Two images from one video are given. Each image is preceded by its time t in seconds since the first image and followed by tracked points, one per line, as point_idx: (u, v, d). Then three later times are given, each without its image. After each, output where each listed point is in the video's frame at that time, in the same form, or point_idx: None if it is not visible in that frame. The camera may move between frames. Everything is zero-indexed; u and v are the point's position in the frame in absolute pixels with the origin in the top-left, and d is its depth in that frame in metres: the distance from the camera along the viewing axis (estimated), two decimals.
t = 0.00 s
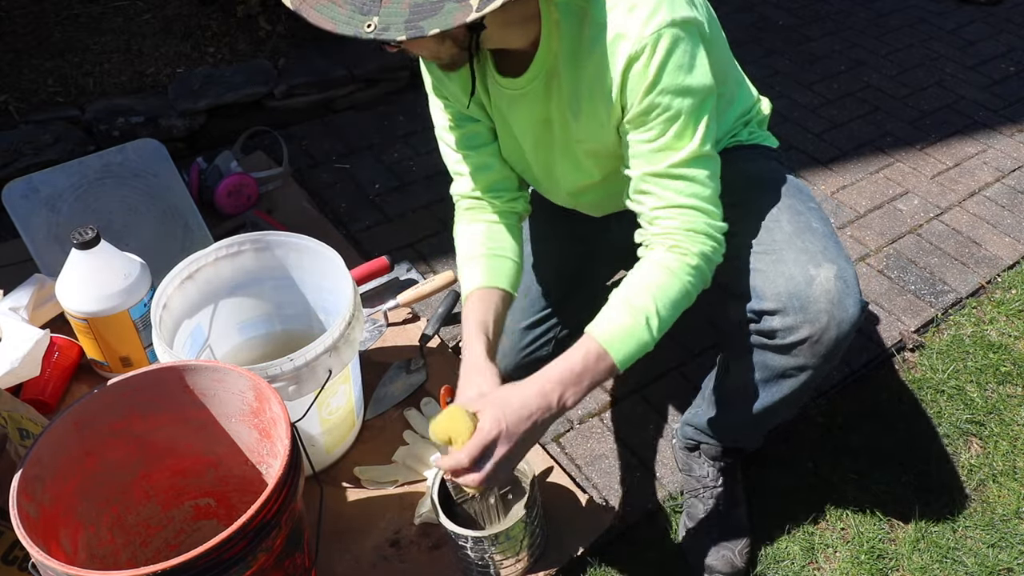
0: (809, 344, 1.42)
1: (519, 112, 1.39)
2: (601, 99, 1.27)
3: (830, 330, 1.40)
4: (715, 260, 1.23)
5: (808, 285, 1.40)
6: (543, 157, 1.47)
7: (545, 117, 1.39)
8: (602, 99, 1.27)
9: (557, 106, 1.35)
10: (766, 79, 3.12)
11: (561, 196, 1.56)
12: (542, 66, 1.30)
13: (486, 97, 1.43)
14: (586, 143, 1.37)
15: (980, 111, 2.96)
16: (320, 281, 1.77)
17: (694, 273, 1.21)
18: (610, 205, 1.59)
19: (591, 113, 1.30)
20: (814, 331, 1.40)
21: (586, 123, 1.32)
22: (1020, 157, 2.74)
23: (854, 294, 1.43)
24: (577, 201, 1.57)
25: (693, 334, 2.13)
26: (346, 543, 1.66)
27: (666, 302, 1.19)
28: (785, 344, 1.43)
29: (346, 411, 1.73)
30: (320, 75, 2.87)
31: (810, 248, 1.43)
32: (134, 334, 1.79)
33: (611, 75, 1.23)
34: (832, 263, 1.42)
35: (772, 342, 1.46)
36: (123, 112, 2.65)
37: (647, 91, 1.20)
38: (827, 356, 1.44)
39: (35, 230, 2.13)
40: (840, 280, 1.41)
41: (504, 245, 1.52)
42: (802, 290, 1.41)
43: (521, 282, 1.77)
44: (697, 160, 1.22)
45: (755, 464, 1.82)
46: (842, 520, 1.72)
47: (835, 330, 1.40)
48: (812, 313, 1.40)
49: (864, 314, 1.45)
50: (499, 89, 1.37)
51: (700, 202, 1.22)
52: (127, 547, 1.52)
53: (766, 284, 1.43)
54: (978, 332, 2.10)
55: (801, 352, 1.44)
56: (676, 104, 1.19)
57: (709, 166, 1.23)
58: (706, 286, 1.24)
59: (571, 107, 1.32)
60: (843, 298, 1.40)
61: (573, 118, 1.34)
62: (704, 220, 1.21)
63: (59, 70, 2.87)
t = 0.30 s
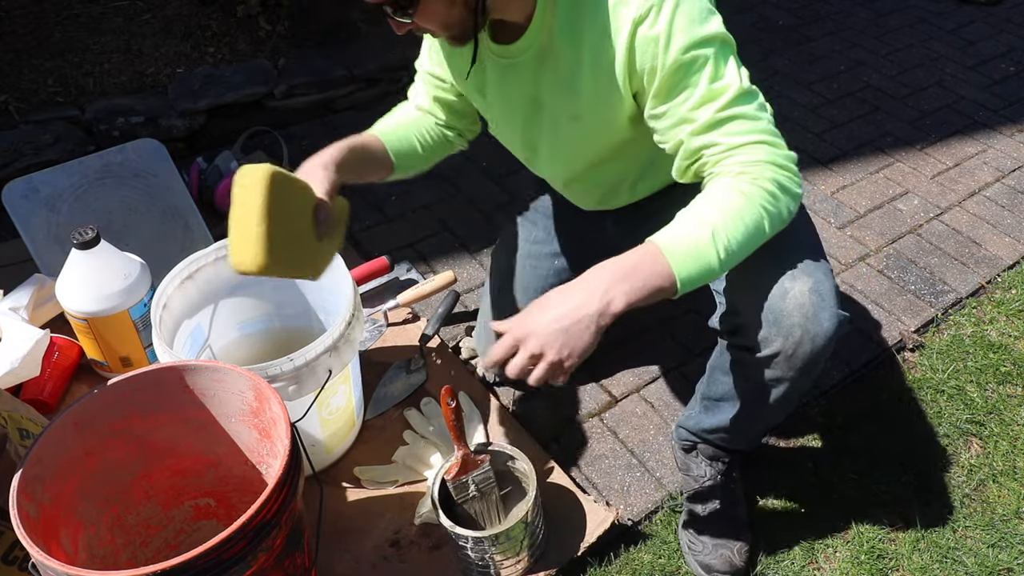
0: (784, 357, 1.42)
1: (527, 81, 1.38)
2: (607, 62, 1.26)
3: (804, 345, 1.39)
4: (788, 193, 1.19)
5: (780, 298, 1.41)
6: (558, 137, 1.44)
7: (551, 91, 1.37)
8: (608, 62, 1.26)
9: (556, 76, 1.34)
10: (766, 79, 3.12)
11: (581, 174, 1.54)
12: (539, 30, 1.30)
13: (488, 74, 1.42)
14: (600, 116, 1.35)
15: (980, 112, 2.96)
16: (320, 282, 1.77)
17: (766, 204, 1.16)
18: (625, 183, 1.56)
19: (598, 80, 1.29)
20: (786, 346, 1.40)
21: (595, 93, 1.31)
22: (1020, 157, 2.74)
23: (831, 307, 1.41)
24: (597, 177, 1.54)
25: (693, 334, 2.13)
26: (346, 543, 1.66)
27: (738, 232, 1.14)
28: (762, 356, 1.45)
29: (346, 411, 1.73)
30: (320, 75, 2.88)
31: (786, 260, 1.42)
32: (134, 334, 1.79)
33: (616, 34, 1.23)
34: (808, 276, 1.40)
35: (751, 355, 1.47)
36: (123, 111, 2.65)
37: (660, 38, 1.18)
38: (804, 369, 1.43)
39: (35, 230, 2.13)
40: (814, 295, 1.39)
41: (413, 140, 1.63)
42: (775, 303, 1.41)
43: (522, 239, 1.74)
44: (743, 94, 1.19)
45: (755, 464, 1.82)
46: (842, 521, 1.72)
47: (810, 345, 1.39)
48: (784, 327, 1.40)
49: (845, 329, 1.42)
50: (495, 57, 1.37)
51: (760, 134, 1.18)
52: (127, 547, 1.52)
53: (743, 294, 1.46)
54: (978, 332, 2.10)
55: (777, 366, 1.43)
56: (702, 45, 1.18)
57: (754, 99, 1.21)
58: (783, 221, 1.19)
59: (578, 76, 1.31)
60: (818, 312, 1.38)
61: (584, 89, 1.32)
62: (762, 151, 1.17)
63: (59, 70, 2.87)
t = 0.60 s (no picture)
0: (784, 349, 1.46)
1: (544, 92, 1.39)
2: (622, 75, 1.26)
3: (804, 336, 1.44)
4: (784, 212, 1.24)
5: (780, 291, 1.43)
6: (566, 141, 1.45)
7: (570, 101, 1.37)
8: (623, 72, 1.26)
9: (570, 82, 1.34)
10: (766, 79, 3.12)
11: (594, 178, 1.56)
12: (553, 35, 1.30)
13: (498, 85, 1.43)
14: (611, 122, 1.35)
15: (980, 112, 2.96)
16: (320, 282, 1.77)
17: (760, 226, 1.23)
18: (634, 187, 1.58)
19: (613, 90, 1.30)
20: (786, 338, 1.44)
21: (608, 102, 1.31)
22: (1020, 157, 2.74)
23: (828, 298, 1.45)
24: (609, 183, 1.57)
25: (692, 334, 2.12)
26: (346, 543, 1.66)
27: (730, 260, 1.23)
28: (762, 348, 1.48)
29: (346, 411, 1.73)
30: (320, 75, 2.88)
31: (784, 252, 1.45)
32: (134, 334, 1.79)
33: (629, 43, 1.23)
34: (806, 268, 1.44)
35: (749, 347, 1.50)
36: (123, 112, 2.65)
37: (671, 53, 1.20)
38: (803, 360, 1.47)
39: (35, 230, 2.13)
40: (814, 286, 1.43)
41: (385, 114, 1.68)
42: (775, 296, 1.44)
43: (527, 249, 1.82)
44: (749, 107, 1.21)
45: (755, 464, 1.82)
46: (842, 520, 1.72)
47: (809, 336, 1.44)
48: (785, 319, 1.43)
49: (840, 319, 1.47)
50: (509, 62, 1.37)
51: (763, 150, 1.21)
52: (127, 547, 1.52)
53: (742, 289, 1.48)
54: (978, 332, 2.10)
55: (777, 357, 1.47)
56: (710, 60, 1.20)
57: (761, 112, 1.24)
58: (779, 241, 1.25)
59: (595, 86, 1.32)
60: (817, 304, 1.43)
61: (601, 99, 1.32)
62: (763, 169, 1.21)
63: (59, 70, 2.87)
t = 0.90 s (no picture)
0: (784, 345, 1.46)
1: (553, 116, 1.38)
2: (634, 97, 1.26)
3: (803, 331, 1.44)
4: (734, 271, 1.26)
5: (779, 287, 1.45)
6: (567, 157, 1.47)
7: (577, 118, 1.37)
8: (634, 97, 1.26)
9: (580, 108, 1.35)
10: (766, 79, 3.12)
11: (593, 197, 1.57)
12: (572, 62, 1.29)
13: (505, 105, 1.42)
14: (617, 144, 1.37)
15: (980, 111, 2.96)
16: (320, 281, 1.76)
17: (713, 284, 1.25)
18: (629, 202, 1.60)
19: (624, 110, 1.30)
20: (786, 333, 1.45)
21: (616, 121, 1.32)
22: (1020, 157, 2.74)
23: (828, 295, 1.46)
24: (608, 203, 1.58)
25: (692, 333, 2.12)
26: (346, 543, 1.66)
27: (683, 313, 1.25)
28: (762, 345, 1.48)
29: (346, 411, 1.73)
30: (320, 75, 2.88)
31: (783, 250, 1.48)
32: (134, 334, 1.79)
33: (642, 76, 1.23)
34: (804, 265, 1.46)
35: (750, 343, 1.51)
36: (123, 111, 2.65)
37: (681, 83, 1.20)
38: (802, 357, 1.48)
39: (35, 230, 2.12)
40: (812, 282, 1.45)
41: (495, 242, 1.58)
42: (773, 292, 1.46)
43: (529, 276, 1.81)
44: (727, 159, 1.23)
45: (755, 464, 1.82)
46: (842, 520, 1.71)
47: (809, 331, 1.45)
48: (784, 315, 1.44)
49: (839, 316, 1.48)
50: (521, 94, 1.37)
51: (730, 208, 1.23)
52: (127, 547, 1.52)
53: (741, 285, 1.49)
54: (978, 332, 2.10)
55: (777, 353, 1.48)
56: (706, 108, 1.20)
57: (742, 166, 1.25)
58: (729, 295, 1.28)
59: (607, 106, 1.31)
60: (815, 300, 1.44)
61: (610, 118, 1.32)
62: (729, 225, 1.23)
63: (59, 70, 2.87)
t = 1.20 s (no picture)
0: (794, 340, 1.48)
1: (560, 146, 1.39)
2: (653, 142, 1.29)
3: (814, 326, 1.46)
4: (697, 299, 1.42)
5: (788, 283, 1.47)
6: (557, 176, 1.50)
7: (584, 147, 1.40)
8: (654, 144, 1.30)
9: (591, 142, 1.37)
10: (766, 79, 3.12)
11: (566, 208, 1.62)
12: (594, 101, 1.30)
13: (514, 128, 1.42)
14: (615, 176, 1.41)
15: (980, 111, 2.96)
16: (320, 281, 1.76)
17: (681, 311, 1.39)
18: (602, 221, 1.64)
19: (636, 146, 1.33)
20: (799, 329, 1.46)
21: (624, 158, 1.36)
22: (1020, 157, 2.74)
23: (837, 291, 1.49)
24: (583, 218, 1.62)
25: (692, 333, 2.12)
26: (346, 543, 1.66)
27: (654, 336, 1.39)
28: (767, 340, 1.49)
29: (346, 411, 1.73)
30: (320, 75, 2.88)
31: (792, 247, 1.51)
32: (134, 334, 1.79)
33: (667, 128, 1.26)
34: (813, 261, 1.49)
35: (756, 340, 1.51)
36: (123, 111, 2.66)
37: (702, 141, 1.27)
38: (811, 352, 1.49)
39: (35, 231, 2.12)
40: (821, 278, 1.48)
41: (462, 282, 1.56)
42: (782, 288, 1.48)
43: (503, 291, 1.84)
44: (718, 209, 1.35)
45: (755, 464, 1.82)
46: (842, 521, 1.71)
47: (819, 326, 1.46)
48: (794, 310, 1.46)
49: (847, 312, 1.50)
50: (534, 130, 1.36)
51: (708, 249, 1.37)
52: (127, 547, 1.52)
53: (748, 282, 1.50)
54: (978, 332, 2.10)
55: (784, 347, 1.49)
56: (714, 165, 1.30)
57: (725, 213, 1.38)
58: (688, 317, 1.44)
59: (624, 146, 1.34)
60: (824, 295, 1.46)
61: (615, 152, 1.36)
62: (708, 262, 1.38)
63: (59, 70, 2.87)
